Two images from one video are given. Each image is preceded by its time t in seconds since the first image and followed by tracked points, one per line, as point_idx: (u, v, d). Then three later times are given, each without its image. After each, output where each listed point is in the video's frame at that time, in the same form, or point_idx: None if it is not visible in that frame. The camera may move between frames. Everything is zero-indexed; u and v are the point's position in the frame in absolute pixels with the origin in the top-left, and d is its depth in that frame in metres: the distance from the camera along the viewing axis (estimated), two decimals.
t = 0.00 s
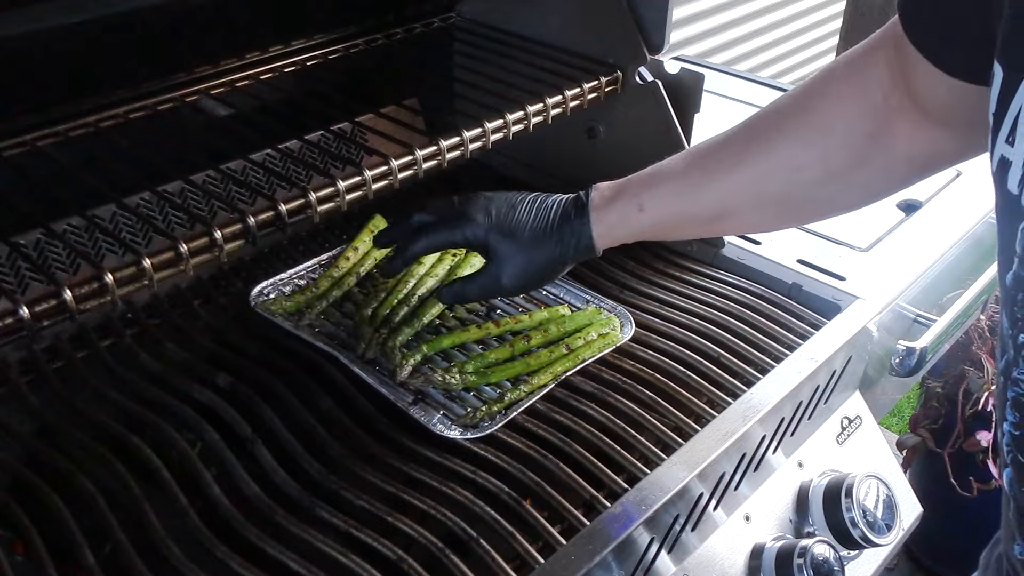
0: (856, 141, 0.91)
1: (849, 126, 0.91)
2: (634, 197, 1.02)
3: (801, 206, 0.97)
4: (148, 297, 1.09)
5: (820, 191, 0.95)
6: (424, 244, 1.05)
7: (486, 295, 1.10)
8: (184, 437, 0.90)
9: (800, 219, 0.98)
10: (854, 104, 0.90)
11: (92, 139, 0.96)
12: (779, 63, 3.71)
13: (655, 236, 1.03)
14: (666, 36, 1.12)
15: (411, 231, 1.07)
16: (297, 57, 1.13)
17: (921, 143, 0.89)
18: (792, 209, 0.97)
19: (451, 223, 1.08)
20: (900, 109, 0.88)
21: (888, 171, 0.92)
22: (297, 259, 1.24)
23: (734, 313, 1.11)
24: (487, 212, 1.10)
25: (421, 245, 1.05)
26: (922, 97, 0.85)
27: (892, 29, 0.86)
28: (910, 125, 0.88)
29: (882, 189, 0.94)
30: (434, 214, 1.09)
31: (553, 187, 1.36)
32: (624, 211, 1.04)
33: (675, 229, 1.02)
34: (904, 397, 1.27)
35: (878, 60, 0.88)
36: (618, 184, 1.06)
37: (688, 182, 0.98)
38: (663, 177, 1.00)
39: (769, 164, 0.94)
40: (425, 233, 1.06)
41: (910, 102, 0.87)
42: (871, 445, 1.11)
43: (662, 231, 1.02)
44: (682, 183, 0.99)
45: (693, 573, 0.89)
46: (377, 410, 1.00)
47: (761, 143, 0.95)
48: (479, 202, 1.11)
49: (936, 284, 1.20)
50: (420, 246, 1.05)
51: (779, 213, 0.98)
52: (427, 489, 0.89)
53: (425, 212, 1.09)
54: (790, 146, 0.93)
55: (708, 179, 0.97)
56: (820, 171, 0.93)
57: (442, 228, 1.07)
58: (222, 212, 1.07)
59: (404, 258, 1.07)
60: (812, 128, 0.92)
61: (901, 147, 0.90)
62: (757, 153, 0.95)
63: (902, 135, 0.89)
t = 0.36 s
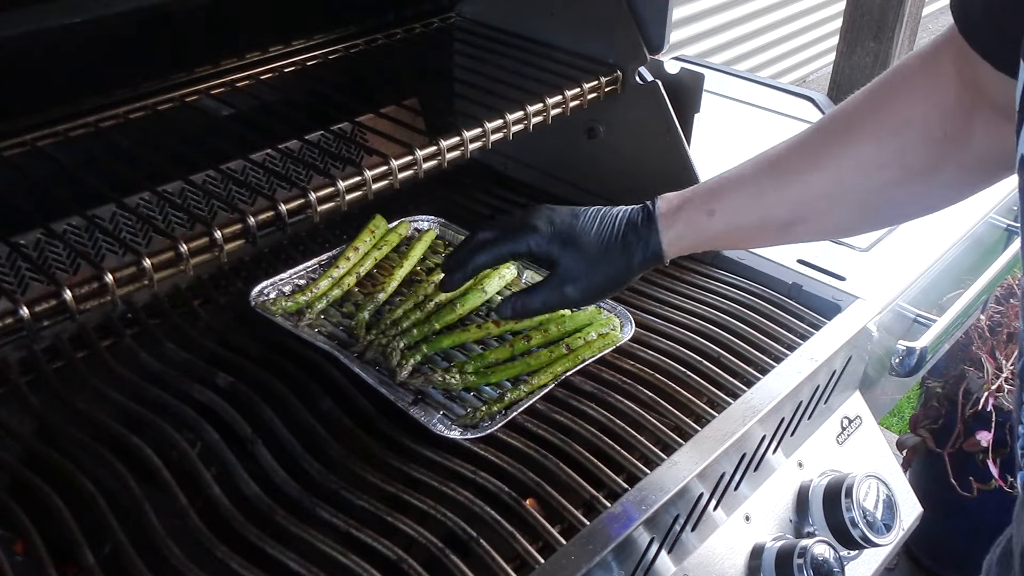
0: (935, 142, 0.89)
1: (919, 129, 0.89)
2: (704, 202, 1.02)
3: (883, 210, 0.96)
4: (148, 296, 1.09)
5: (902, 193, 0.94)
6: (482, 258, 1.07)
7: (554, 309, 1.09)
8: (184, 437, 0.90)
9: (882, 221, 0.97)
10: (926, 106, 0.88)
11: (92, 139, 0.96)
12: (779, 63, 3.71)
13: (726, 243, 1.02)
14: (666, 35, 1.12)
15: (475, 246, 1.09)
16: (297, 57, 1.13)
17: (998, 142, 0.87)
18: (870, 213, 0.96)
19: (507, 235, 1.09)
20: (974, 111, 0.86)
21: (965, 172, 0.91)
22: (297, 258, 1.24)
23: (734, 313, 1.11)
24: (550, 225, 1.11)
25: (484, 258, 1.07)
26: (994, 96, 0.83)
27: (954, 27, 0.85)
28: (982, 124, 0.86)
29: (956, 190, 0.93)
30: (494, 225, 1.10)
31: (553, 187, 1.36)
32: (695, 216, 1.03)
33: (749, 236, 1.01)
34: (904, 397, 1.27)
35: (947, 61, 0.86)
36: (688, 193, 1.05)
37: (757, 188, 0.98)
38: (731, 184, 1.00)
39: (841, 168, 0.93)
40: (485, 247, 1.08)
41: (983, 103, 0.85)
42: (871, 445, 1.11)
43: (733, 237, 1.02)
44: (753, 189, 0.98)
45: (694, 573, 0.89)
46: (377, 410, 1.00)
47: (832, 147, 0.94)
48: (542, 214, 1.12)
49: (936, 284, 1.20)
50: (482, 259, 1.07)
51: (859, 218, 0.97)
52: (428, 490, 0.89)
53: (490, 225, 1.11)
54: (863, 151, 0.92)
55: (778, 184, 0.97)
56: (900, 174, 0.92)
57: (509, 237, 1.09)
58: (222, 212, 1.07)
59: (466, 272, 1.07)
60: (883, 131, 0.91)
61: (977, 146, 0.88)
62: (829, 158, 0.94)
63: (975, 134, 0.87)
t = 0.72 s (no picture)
0: (905, 147, 0.90)
1: (893, 131, 0.90)
2: (681, 203, 1.00)
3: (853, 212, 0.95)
4: (148, 296, 1.09)
5: (869, 196, 0.94)
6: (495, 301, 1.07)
7: (541, 301, 1.07)
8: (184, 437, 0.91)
9: (850, 223, 0.97)
10: (901, 109, 0.89)
11: (92, 139, 0.96)
12: (779, 63, 3.71)
13: (702, 244, 1.01)
14: (666, 36, 1.12)
15: (460, 244, 1.05)
16: (297, 57, 1.13)
17: (967, 148, 0.87)
18: (838, 214, 0.96)
19: (503, 230, 1.05)
20: (947, 115, 0.86)
21: (931, 177, 0.91)
22: (297, 258, 1.24)
23: (735, 313, 1.12)
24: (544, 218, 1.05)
25: (473, 254, 1.04)
26: (971, 105, 0.84)
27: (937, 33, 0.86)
28: (955, 128, 0.87)
29: (924, 196, 0.93)
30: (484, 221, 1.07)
31: (553, 187, 1.36)
32: (672, 218, 1.01)
33: (721, 237, 0.99)
34: (904, 398, 1.27)
35: (926, 67, 0.87)
36: (667, 193, 1.03)
37: (733, 186, 0.96)
38: (710, 182, 0.98)
39: (813, 170, 0.93)
40: (473, 244, 1.05)
41: (958, 107, 0.85)
42: (871, 445, 1.11)
43: (708, 240, 1.00)
44: (728, 188, 0.96)
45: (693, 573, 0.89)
46: (377, 410, 1.00)
47: (807, 148, 0.94)
48: (534, 208, 1.06)
49: (936, 284, 1.20)
50: (471, 255, 1.04)
51: (825, 220, 0.96)
52: (428, 490, 0.89)
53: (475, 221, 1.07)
54: (836, 152, 0.92)
55: (754, 183, 0.96)
56: (870, 176, 0.92)
57: (504, 233, 1.05)
58: (222, 212, 1.07)
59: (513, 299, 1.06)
60: (859, 132, 0.91)
61: (947, 151, 0.88)
62: (803, 158, 0.94)
63: (948, 138, 0.87)
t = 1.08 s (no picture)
0: (887, 134, 0.93)
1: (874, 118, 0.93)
2: (669, 191, 1.05)
3: (837, 198, 0.99)
4: (148, 296, 1.09)
5: (857, 182, 0.97)
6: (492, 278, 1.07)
7: (536, 280, 1.10)
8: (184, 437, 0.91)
9: (838, 207, 1.01)
10: (883, 97, 0.92)
11: (92, 139, 0.96)
12: (779, 63, 3.71)
13: (696, 229, 1.06)
14: (666, 35, 1.12)
15: (459, 224, 1.09)
16: (296, 57, 1.13)
17: (948, 135, 0.90)
18: (826, 201, 1.00)
19: (499, 213, 1.09)
20: (928, 103, 0.89)
21: (916, 164, 0.94)
22: (298, 258, 1.24)
23: (735, 313, 1.11)
24: (540, 204, 1.10)
25: (476, 237, 1.07)
26: (951, 93, 0.86)
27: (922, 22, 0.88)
28: (934, 115, 0.89)
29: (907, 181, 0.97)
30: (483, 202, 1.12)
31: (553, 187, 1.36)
32: (662, 205, 1.06)
33: (709, 222, 1.04)
34: (904, 397, 1.27)
35: (909, 54, 0.89)
36: (656, 179, 1.07)
37: (722, 175, 1.01)
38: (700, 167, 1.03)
39: (799, 159, 0.97)
40: (468, 227, 1.08)
41: (938, 97, 0.88)
42: (871, 445, 1.11)
43: (700, 224, 1.05)
44: (715, 177, 1.01)
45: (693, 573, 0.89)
46: (377, 410, 1.00)
47: (790, 137, 0.98)
48: (530, 195, 1.11)
49: (936, 284, 1.20)
50: (471, 240, 1.07)
51: (813, 207, 1.00)
52: (428, 490, 0.89)
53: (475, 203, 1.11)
54: (820, 142, 0.96)
55: (741, 171, 1.00)
56: (853, 164, 0.96)
57: (497, 220, 1.08)
58: (222, 212, 1.07)
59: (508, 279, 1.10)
60: (840, 121, 0.95)
61: (930, 138, 0.91)
62: (787, 148, 0.98)
63: (927, 125, 0.90)
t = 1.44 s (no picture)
0: (947, 135, 0.85)
1: (923, 122, 0.85)
2: (722, 211, 0.97)
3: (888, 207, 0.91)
4: (148, 296, 1.10)
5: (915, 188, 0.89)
6: (570, 326, 1.04)
7: (590, 332, 1.04)
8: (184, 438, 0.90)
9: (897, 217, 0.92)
10: (933, 99, 0.85)
11: (92, 139, 0.96)
12: (779, 63, 3.71)
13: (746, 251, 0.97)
14: (666, 35, 1.12)
15: (496, 289, 1.09)
16: (296, 57, 1.13)
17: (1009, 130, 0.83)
18: (880, 211, 0.91)
19: (538, 267, 1.08)
20: (983, 101, 0.82)
21: (976, 164, 0.87)
22: (297, 258, 1.24)
23: (734, 313, 1.11)
24: (574, 254, 1.07)
25: (510, 300, 1.06)
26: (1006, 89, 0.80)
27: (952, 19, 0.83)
28: (993, 112, 0.83)
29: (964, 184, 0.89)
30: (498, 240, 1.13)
31: (553, 187, 1.36)
32: (711, 223, 0.98)
33: (763, 241, 0.95)
34: (904, 397, 1.27)
35: (951, 55, 0.83)
36: (699, 204, 1.01)
37: (774, 190, 0.93)
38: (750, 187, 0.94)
39: (857, 168, 0.88)
40: (512, 288, 1.07)
41: (991, 93, 0.81)
42: (871, 445, 1.11)
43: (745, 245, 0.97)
44: (766, 195, 0.93)
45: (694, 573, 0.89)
46: (377, 410, 1.00)
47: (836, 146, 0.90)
48: (564, 246, 1.09)
49: (936, 284, 1.20)
50: (508, 299, 1.07)
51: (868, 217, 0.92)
52: (428, 489, 0.89)
53: (513, 267, 1.09)
54: (871, 149, 0.88)
55: (794, 183, 0.91)
56: (907, 171, 0.88)
57: (529, 279, 1.07)
58: (222, 212, 1.07)
59: (555, 336, 1.04)
60: (891, 125, 0.87)
61: (989, 137, 0.84)
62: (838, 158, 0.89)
63: (987, 122, 0.83)
